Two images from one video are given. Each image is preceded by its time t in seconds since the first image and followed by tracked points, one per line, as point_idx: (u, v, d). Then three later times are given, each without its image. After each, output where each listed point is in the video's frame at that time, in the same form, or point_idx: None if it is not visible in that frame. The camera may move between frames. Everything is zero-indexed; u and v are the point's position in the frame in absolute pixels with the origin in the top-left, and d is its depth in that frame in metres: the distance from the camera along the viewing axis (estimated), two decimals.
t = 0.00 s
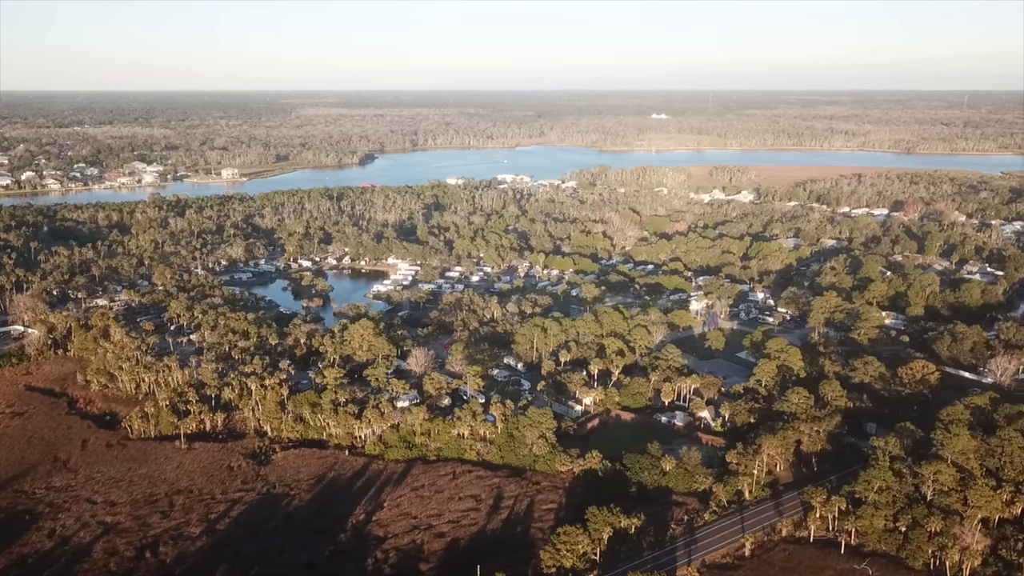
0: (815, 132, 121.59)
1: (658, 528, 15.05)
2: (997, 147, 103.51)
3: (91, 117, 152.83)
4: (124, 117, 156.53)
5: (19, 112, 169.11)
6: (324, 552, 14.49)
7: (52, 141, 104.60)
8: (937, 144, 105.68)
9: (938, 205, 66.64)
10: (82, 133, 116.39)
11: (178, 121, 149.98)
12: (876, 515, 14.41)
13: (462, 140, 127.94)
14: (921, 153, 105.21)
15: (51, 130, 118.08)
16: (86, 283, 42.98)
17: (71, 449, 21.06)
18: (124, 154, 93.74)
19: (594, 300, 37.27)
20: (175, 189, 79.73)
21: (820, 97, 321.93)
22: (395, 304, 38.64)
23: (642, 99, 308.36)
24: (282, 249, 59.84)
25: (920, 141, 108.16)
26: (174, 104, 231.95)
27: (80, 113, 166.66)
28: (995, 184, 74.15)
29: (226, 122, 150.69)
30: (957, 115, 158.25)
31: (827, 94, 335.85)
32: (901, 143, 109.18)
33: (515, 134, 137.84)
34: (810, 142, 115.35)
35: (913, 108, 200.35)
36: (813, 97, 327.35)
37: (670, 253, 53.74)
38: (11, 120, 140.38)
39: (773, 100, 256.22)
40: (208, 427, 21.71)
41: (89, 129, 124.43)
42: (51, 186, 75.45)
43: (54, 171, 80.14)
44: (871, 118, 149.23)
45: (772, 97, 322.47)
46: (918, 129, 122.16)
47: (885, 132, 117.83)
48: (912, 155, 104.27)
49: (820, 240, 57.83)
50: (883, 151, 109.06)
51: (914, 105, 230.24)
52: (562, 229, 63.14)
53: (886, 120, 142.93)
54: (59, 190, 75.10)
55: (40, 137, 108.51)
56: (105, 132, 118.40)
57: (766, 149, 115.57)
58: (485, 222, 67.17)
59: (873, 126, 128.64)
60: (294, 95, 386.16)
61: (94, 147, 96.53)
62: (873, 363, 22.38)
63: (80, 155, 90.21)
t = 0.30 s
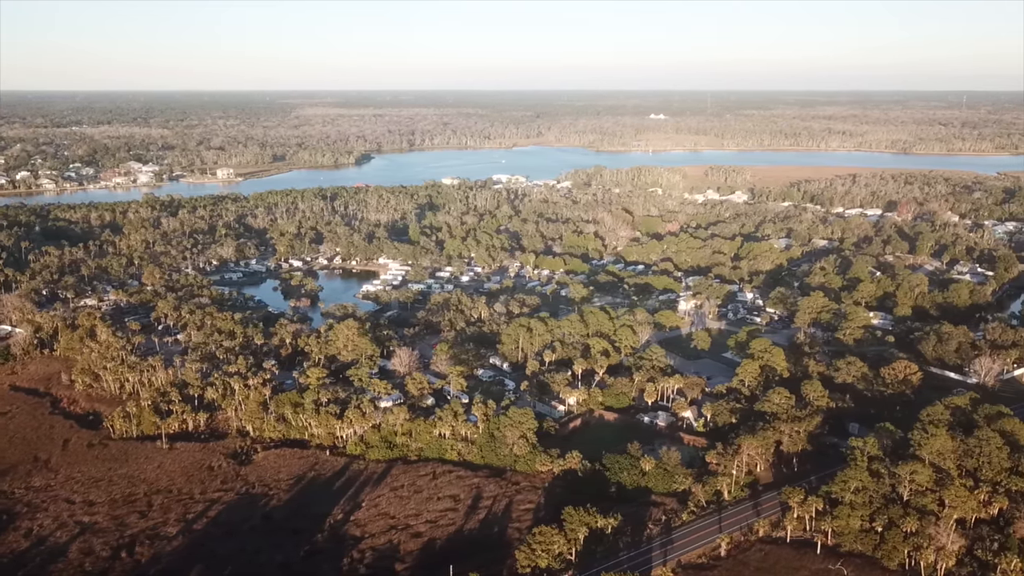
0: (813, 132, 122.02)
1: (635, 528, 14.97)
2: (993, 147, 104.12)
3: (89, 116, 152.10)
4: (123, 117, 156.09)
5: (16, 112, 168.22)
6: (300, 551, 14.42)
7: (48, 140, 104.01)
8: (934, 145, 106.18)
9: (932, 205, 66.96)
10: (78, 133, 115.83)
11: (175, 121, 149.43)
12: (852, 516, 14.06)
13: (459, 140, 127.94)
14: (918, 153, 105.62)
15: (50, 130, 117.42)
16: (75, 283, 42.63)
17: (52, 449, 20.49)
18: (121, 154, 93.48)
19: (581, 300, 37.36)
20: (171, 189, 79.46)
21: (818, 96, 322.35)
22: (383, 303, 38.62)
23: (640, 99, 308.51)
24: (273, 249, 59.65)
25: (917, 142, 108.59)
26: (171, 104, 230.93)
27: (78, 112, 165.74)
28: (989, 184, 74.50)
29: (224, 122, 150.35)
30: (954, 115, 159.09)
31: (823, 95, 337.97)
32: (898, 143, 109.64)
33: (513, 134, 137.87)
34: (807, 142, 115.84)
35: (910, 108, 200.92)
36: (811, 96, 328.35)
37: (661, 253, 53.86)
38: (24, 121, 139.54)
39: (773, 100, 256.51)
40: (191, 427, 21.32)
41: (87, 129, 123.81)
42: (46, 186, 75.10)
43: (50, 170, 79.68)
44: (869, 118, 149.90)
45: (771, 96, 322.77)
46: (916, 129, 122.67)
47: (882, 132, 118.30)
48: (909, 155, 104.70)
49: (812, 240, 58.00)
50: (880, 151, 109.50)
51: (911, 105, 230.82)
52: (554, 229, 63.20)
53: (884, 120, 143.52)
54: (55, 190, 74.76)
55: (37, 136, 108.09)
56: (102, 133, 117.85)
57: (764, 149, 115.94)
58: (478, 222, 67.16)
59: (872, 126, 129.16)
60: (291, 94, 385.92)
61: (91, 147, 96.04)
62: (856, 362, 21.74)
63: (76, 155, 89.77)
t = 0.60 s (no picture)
0: (815, 133, 122.03)
1: (616, 528, 14.90)
2: (995, 148, 104.15)
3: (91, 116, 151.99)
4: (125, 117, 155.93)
5: (18, 112, 168.06)
6: (280, 551, 14.38)
7: (49, 140, 103.90)
8: (936, 146, 106.07)
9: (930, 206, 66.99)
10: (81, 133, 115.63)
11: (175, 121, 149.31)
12: (833, 517, 13.71)
13: (460, 140, 127.98)
14: (920, 154, 105.54)
15: (51, 130, 117.42)
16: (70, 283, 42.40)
17: (39, 448, 20.08)
18: (121, 154, 93.35)
19: (573, 300, 37.44)
20: (171, 189, 79.22)
21: (820, 96, 322.73)
22: (376, 304, 38.63)
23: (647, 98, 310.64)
24: (269, 249, 59.60)
25: (919, 143, 108.46)
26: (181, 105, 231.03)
27: (80, 113, 165.50)
28: (988, 185, 74.44)
29: (226, 122, 150.25)
30: (957, 115, 158.97)
31: (825, 95, 337.47)
32: (900, 143, 109.56)
33: (515, 134, 137.80)
34: (809, 143, 115.89)
35: (917, 107, 201.62)
36: (812, 96, 328.57)
37: (657, 254, 53.85)
38: (25, 121, 139.58)
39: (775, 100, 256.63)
40: (177, 426, 21.04)
41: (89, 129, 123.77)
42: (46, 186, 75.01)
43: (50, 170, 79.58)
44: (873, 119, 149.81)
45: (773, 95, 322.62)
46: (918, 130, 122.61)
47: (884, 133, 118.24)
48: (911, 156, 104.60)
49: (808, 241, 57.98)
50: (882, 152, 109.46)
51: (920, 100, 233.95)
52: (550, 230, 63.16)
53: (886, 121, 143.52)
54: (55, 190, 74.67)
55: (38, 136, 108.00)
56: (104, 133, 117.72)
57: (765, 149, 115.96)
58: (474, 222, 67.14)
59: (875, 127, 129.10)
60: (293, 95, 387.06)
61: (92, 147, 95.98)
62: (843, 363, 21.20)
63: (76, 155, 89.62)
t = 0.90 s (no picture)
0: (820, 134, 121.70)
1: (601, 530, 14.85)
2: (1001, 150, 103.74)
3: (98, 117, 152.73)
4: (130, 117, 156.54)
5: (26, 112, 169.09)
6: (264, 551, 14.35)
7: (55, 140, 104.35)
8: (941, 147, 105.65)
9: (932, 208, 66.80)
10: (86, 133, 116.10)
11: (180, 121, 149.79)
12: (817, 520, 13.53)
13: (465, 141, 128.19)
14: (925, 155, 105.12)
15: (57, 130, 117.91)
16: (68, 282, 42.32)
17: (30, 446, 19.77)
18: (126, 154, 93.65)
19: (569, 301, 37.47)
20: (174, 189, 79.28)
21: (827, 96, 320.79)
22: (372, 304, 38.70)
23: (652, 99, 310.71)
24: (268, 249, 59.67)
25: (924, 144, 107.99)
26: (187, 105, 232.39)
27: (88, 113, 165.91)
28: (992, 187, 74.11)
29: (231, 123, 150.78)
30: (964, 116, 158.28)
31: (831, 96, 336.87)
32: (906, 145, 109.09)
33: (519, 135, 137.67)
34: (814, 144, 115.63)
35: (925, 108, 201.32)
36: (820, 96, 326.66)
37: (654, 255, 53.77)
38: (32, 121, 140.31)
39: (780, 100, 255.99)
40: (168, 425, 20.87)
41: (94, 129, 124.19)
42: (51, 186, 75.32)
43: (55, 170, 79.88)
44: (879, 120, 149.35)
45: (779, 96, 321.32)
46: (924, 132, 122.18)
47: (889, 135, 117.81)
48: (917, 157, 104.17)
49: (807, 243, 57.88)
50: (887, 153, 109.05)
51: (926, 102, 233.91)
52: (549, 231, 63.08)
53: (892, 122, 143.08)
54: (59, 190, 74.96)
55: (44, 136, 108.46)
56: (110, 133, 118.27)
57: (769, 151, 115.74)
58: (474, 223, 67.16)
59: (881, 129, 128.67)
60: (298, 95, 388.51)
61: (98, 147, 96.31)
62: (833, 365, 20.85)
63: (82, 155, 89.94)
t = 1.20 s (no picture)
0: (836, 136, 120.71)
1: (593, 531, 14.79)
2: (1020, 152, 102.41)
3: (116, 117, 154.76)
4: (147, 118, 158.26)
5: (46, 112, 171.51)
6: (256, 549, 14.38)
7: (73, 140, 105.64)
8: (959, 149, 104.41)
9: (946, 210, 66.13)
10: (104, 133, 117.46)
11: (195, 121, 151.18)
12: (809, 524, 13.39)
13: (478, 142, 128.46)
14: (941, 157, 103.90)
15: (76, 130, 119.36)
16: (78, 280, 42.68)
17: (31, 443, 19.84)
18: (142, 154, 94.56)
19: (572, 302, 37.41)
20: (188, 189, 79.94)
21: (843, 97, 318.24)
22: (377, 304, 38.83)
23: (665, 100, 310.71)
24: (276, 249, 60.00)
25: (942, 146, 106.76)
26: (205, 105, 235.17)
27: (106, 114, 168.22)
28: (1008, 190, 73.13)
29: (246, 123, 151.98)
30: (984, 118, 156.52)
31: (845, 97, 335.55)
32: (922, 147, 107.85)
33: (532, 136, 137.62)
34: (829, 146, 114.71)
35: (943, 109, 199.85)
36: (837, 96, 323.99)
37: (662, 257, 53.47)
38: (52, 121, 142.29)
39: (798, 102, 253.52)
40: (169, 423, 20.98)
41: (110, 129, 125.58)
42: (67, 186, 76.22)
43: (71, 170, 80.83)
44: (897, 121, 147.94)
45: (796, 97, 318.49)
46: (941, 133, 120.80)
47: (906, 137, 116.59)
48: (934, 159, 103.00)
49: (816, 245, 57.40)
50: (903, 155, 107.85)
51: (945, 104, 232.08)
52: (557, 232, 62.95)
53: (909, 124, 141.68)
54: (75, 189, 75.83)
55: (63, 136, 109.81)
56: (128, 133, 119.67)
57: (784, 152, 114.97)
58: (482, 223, 67.20)
59: (898, 130, 127.38)
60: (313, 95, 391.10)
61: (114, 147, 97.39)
62: (833, 368, 20.63)
63: (98, 155, 90.99)
